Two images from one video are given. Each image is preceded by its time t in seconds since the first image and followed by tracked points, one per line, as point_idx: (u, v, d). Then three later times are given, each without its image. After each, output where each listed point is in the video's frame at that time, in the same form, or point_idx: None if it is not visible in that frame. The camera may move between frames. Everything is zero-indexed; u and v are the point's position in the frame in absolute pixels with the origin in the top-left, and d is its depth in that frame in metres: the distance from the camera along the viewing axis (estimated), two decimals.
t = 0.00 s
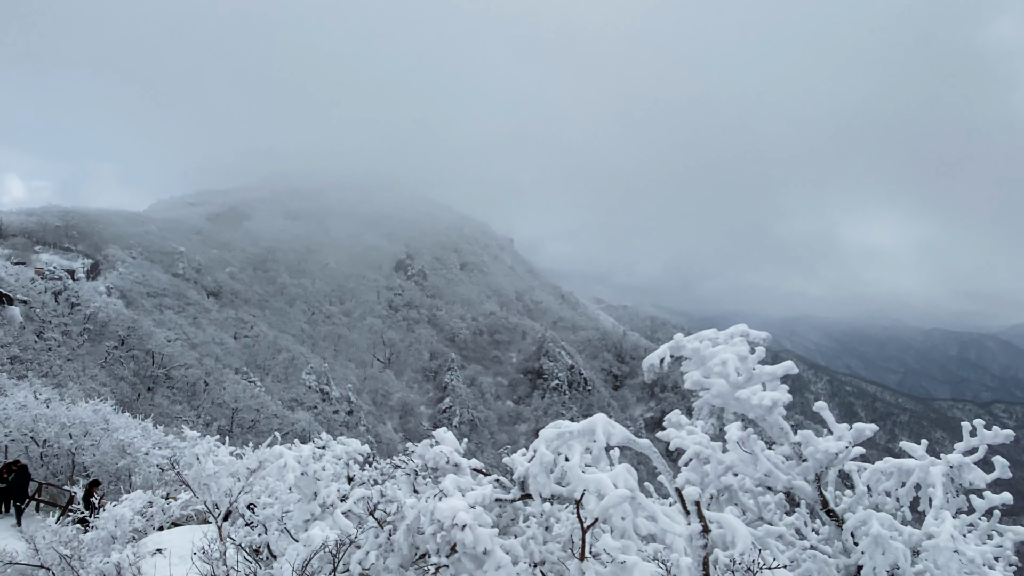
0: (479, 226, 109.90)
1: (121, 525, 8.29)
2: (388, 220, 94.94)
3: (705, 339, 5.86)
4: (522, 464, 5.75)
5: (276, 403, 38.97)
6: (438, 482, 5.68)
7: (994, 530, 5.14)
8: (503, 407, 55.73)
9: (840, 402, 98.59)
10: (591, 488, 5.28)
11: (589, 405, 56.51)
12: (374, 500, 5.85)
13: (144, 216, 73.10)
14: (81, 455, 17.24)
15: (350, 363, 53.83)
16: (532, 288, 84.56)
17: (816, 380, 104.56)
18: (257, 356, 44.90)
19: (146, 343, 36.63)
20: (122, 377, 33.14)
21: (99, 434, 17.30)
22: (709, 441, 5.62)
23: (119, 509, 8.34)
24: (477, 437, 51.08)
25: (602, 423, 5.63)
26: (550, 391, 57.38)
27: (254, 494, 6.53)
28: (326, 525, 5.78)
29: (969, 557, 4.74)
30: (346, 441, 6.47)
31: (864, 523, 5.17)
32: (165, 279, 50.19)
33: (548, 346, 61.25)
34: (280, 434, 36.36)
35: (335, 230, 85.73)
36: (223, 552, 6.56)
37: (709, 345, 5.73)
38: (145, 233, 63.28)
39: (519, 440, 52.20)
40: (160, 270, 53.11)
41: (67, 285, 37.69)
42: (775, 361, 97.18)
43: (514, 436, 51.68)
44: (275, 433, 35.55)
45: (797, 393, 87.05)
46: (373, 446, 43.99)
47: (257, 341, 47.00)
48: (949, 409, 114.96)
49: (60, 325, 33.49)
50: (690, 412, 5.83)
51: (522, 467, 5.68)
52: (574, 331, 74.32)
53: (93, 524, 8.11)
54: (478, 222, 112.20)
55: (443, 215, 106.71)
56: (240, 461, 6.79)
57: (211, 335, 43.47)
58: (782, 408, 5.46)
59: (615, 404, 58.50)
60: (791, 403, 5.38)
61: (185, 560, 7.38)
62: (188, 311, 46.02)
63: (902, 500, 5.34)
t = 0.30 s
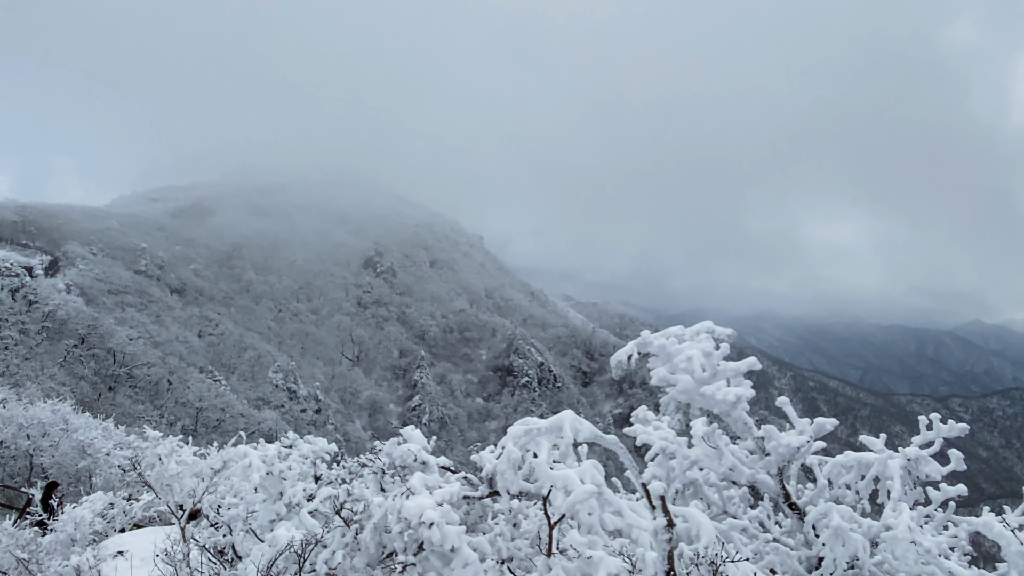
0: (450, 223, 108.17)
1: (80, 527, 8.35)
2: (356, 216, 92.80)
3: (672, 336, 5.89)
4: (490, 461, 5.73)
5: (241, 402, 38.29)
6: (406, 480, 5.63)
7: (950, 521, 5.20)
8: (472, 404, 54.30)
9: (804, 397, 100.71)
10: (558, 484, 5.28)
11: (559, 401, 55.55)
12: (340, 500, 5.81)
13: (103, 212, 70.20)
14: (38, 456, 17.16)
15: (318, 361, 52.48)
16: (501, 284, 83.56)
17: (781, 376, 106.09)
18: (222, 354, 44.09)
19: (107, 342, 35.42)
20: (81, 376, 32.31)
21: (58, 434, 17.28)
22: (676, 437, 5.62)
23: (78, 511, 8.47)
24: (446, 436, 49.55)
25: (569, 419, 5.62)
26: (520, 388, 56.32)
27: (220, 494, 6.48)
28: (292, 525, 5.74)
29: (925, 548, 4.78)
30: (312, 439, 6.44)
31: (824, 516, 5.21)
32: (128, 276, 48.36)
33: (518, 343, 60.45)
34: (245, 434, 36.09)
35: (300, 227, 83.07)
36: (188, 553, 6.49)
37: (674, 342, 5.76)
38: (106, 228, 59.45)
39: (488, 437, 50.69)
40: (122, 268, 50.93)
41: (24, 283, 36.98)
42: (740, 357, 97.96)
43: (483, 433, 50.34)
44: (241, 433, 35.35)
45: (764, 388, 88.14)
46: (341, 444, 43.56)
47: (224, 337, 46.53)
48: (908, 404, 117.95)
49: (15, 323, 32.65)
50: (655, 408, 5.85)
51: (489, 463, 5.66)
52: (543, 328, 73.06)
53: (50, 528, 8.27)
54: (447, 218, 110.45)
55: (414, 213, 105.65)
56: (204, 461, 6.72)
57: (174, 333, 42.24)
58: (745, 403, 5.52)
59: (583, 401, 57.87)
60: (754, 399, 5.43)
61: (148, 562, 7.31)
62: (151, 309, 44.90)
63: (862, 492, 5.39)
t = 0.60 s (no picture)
0: (420, 219, 106.35)
1: (40, 531, 8.84)
2: (326, 212, 89.39)
3: (639, 333, 5.87)
4: (458, 459, 5.67)
5: (207, 401, 37.24)
6: (373, 478, 5.57)
7: (909, 514, 5.30)
8: (442, 402, 53.61)
9: (770, 391, 103.24)
10: (526, 480, 5.27)
11: (529, 399, 55.43)
12: (307, 499, 5.74)
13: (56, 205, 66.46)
14: None
15: (285, 360, 50.22)
16: (471, 282, 82.79)
17: (748, 373, 108.05)
18: (187, 352, 42.12)
19: (67, 339, 34.08)
20: (40, 376, 30.89)
21: (16, 435, 16.82)
22: (643, 433, 5.63)
23: (37, 514, 8.88)
24: (416, 434, 48.43)
25: (537, 416, 5.55)
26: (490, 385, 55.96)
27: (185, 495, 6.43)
28: (258, 525, 5.69)
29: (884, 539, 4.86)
30: (278, 439, 6.37)
31: (787, 509, 5.26)
32: (89, 273, 45.93)
33: (488, 340, 59.45)
34: (210, 433, 35.23)
35: (268, 222, 79.21)
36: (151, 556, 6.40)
37: (642, 339, 5.76)
38: (66, 225, 55.29)
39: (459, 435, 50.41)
40: (82, 264, 48.04)
41: None
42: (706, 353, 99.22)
43: (455, 431, 49.88)
44: (205, 432, 34.73)
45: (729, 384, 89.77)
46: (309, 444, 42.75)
47: (189, 334, 44.36)
48: (869, 398, 121.14)
49: None
50: (623, 404, 5.83)
51: (457, 461, 5.61)
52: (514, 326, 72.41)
53: (9, 531, 8.66)
54: (416, 214, 108.20)
55: (384, 209, 103.72)
56: (168, 461, 6.64)
57: (136, 331, 40.34)
58: (711, 398, 5.54)
59: (553, 398, 57.80)
60: (720, 394, 5.46)
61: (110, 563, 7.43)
62: (115, 307, 42.56)
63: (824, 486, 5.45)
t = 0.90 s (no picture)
0: (390, 216, 104.80)
1: None
2: (293, 210, 86.92)
3: (608, 330, 5.89)
4: (426, 456, 5.62)
5: (170, 400, 36.19)
6: (340, 477, 5.50)
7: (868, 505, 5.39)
8: (412, 400, 52.31)
9: (735, 387, 105.75)
10: (493, 477, 5.25)
11: (499, 397, 54.33)
12: (272, 499, 5.66)
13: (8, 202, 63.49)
14: None
15: (252, 359, 48.92)
16: (441, 280, 81.03)
17: (714, 369, 110.00)
18: (150, 352, 40.92)
19: (25, 339, 32.78)
20: None
21: None
22: (610, 429, 5.66)
23: None
24: (385, 432, 47.22)
25: (506, 413, 5.52)
26: (460, 383, 54.44)
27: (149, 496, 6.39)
28: (222, 526, 5.62)
29: (844, 531, 4.94)
30: (245, 438, 6.35)
31: (751, 503, 5.31)
32: (46, 270, 44.26)
33: (458, 337, 57.90)
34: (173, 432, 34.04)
35: (235, 219, 77.14)
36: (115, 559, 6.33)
37: (610, 336, 5.78)
38: (23, 220, 53.69)
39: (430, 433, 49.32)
40: (40, 262, 46.23)
41: None
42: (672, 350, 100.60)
43: (425, 429, 48.62)
44: (170, 431, 33.27)
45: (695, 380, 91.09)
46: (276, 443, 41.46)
47: (152, 332, 43.45)
48: (831, 393, 124.17)
49: None
50: (591, 401, 5.84)
51: (425, 459, 5.57)
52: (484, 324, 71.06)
53: None
54: (386, 211, 106.62)
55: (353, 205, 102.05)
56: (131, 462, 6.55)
57: (96, 329, 39.15)
58: (677, 394, 5.58)
59: (523, 395, 56.87)
60: (684, 390, 5.50)
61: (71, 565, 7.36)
62: (76, 304, 41.39)
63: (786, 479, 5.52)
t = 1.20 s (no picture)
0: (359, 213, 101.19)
1: None
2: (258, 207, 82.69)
3: (575, 327, 5.93)
4: (392, 455, 5.58)
5: (132, 401, 32.76)
6: (304, 476, 5.47)
7: (829, 498, 5.47)
8: (382, 397, 48.73)
9: (703, 382, 107.43)
10: (459, 475, 5.24)
11: (470, 395, 51.14)
12: (235, 500, 5.63)
13: None
14: None
15: (218, 357, 45.53)
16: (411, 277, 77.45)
17: (682, 365, 111.54)
18: (111, 351, 37.55)
19: None
20: None
21: None
22: (576, 426, 5.68)
23: None
24: (354, 431, 43.30)
25: (472, 410, 5.52)
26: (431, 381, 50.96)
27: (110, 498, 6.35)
28: (186, 528, 5.59)
29: (804, 523, 5.03)
30: (209, 439, 6.34)
31: (714, 497, 5.37)
32: None
33: (429, 334, 54.39)
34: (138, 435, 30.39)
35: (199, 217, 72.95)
36: (76, 561, 6.28)
37: (577, 333, 5.81)
38: None
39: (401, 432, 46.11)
40: None
41: None
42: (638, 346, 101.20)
43: (396, 427, 45.41)
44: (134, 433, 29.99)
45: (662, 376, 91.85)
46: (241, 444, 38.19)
47: (115, 331, 39.93)
48: (796, 387, 126.33)
49: None
50: (557, 399, 5.86)
51: (392, 457, 5.53)
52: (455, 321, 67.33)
53: None
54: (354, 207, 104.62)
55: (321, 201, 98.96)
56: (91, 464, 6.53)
57: (56, 328, 35.60)
58: (643, 389, 5.63)
59: (495, 392, 53.99)
60: (650, 386, 5.55)
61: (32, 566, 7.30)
62: (34, 303, 37.36)
63: (749, 473, 5.60)
